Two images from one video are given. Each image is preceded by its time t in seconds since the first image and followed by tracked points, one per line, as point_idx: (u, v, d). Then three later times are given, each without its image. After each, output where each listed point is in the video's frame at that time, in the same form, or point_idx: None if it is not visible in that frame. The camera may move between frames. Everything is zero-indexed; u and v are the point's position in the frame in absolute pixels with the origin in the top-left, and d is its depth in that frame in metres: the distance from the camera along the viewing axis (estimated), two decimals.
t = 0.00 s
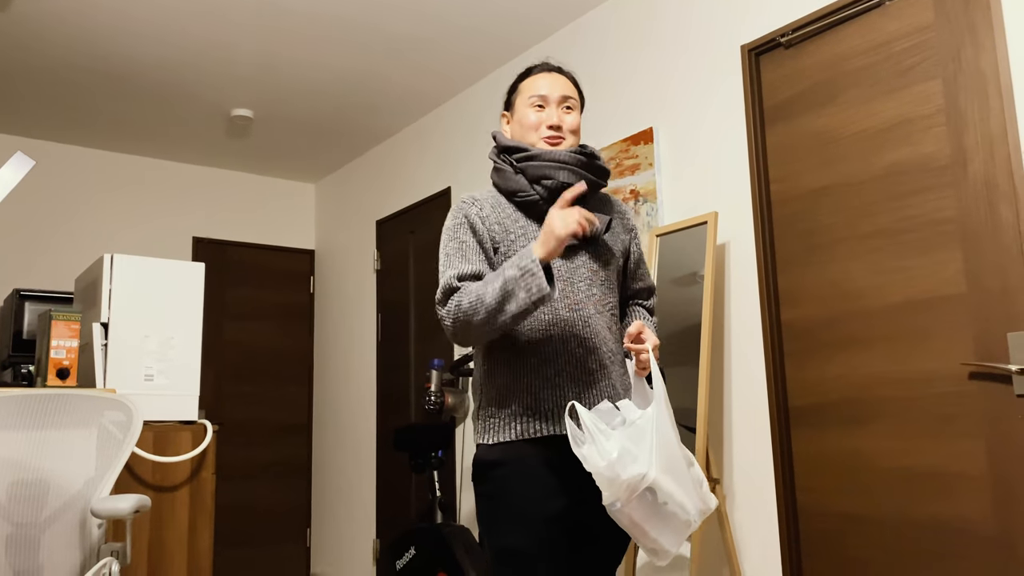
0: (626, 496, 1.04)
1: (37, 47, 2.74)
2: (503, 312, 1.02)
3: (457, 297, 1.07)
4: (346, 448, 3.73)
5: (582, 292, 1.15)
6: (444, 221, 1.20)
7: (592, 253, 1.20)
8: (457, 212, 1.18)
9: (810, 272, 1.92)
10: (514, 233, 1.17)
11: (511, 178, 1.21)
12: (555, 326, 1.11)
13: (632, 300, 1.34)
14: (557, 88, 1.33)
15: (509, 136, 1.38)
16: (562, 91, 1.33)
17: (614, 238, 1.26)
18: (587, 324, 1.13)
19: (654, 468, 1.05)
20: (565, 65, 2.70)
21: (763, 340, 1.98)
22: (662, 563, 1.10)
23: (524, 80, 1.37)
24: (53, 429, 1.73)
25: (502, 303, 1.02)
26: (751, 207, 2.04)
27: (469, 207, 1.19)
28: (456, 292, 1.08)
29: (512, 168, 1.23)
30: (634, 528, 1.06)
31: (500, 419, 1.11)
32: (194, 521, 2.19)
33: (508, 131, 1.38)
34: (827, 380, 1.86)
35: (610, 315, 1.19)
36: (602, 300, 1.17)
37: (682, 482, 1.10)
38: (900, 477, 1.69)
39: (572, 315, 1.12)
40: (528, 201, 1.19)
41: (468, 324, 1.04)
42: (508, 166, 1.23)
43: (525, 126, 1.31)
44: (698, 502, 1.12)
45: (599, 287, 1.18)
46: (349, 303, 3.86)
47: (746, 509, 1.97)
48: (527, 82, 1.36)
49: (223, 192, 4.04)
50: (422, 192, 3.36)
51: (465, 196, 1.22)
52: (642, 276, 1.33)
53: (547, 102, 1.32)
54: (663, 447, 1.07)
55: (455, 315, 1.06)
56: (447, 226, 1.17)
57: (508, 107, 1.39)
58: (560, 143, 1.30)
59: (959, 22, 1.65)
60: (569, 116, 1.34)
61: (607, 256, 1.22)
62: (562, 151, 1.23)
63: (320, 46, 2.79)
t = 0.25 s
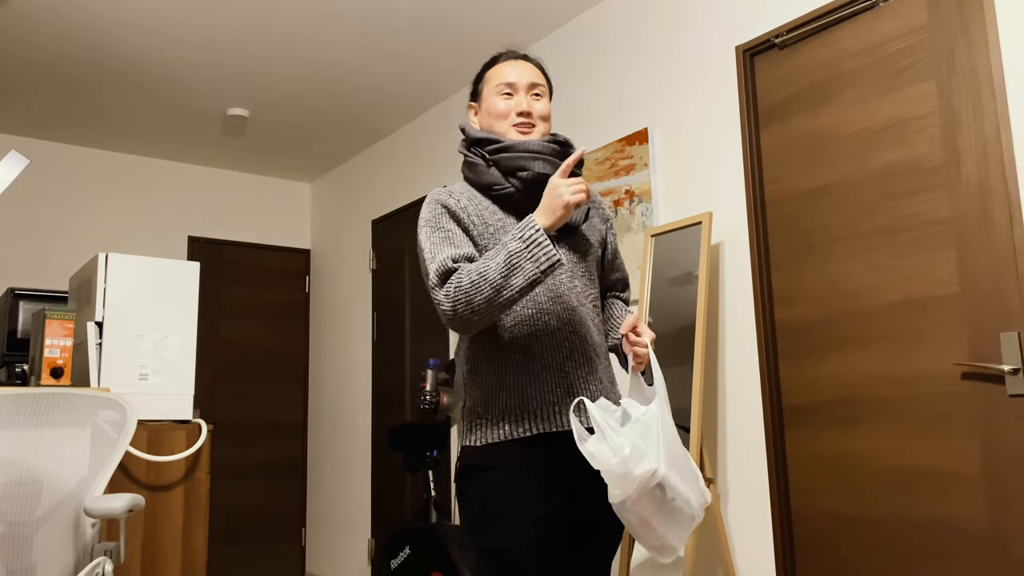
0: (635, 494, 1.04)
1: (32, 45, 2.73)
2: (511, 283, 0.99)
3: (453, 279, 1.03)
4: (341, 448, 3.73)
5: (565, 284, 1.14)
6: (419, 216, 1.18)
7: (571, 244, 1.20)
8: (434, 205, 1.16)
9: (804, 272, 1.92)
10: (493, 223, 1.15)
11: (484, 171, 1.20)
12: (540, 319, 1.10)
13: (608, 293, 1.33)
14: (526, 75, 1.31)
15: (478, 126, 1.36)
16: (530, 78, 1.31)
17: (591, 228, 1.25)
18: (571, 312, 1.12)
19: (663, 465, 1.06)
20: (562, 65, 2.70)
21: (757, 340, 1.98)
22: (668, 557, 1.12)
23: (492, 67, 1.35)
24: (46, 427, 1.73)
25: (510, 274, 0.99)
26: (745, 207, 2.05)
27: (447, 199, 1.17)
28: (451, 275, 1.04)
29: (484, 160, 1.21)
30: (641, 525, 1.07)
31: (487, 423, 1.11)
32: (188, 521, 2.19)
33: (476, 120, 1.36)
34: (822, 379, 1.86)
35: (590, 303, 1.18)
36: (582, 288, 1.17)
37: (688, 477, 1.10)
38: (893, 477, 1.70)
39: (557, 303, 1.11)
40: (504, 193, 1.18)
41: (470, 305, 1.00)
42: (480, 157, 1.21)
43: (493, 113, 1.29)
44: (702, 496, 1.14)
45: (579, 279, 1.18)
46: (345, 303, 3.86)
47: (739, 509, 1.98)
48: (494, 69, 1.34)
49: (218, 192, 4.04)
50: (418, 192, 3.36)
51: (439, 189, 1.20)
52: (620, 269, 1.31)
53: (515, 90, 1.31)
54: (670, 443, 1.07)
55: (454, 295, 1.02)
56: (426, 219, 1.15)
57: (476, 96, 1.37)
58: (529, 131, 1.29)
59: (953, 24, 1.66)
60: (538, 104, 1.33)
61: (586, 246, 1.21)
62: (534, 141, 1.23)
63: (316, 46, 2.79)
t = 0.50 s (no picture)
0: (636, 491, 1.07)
1: (30, 47, 2.74)
2: (477, 351, 1.02)
3: (421, 314, 1.06)
4: (339, 450, 3.73)
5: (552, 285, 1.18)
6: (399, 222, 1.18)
7: (556, 244, 1.23)
8: (412, 213, 1.16)
9: (799, 275, 1.93)
10: (477, 228, 1.16)
11: (468, 173, 1.20)
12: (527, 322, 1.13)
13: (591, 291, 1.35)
14: (507, 72, 1.31)
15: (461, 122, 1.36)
16: (512, 75, 1.31)
17: (574, 227, 1.28)
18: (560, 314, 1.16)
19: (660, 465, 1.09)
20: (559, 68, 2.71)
21: (753, 342, 1.99)
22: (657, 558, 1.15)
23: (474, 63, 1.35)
24: (47, 428, 1.73)
25: (477, 342, 1.02)
26: (741, 210, 2.06)
27: (425, 206, 1.17)
28: (419, 307, 1.07)
29: (467, 161, 1.22)
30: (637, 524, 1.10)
31: (478, 426, 1.11)
32: (185, 522, 2.19)
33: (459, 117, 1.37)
34: (817, 381, 1.87)
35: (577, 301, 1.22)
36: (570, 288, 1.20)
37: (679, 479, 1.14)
38: (888, 478, 1.70)
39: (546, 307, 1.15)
40: (489, 196, 1.19)
41: (436, 347, 1.04)
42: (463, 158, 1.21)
43: (474, 112, 1.30)
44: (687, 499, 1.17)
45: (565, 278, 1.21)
46: (343, 304, 3.86)
47: (735, 510, 1.98)
48: (476, 65, 1.34)
49: (216, 194, 4.04)
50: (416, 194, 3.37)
51: (419, 195, 1.20)
52: (603, 265, 1.35)
53: (495, 88, 1.31)
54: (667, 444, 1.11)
55: (421, 331, 1.05)
56: (403, 228, 1.15)
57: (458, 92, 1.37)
58: (511, 131, 1.29)
59: (947, 27, 1.67)
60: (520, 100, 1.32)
61: (570, 246, 1.24)
62: (520, 141, 1.22)
63: (314, 48, 2.80)
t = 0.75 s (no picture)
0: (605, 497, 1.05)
1: (28, 50, 2.73)
2: (446, 380, 1.07)
3: (394, 329, 1.09)
4: (338, 454, 3.72)
5: (539, 289, 1.17)
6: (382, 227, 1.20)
7: (545, 247, 1.22)
8: (394, 218, 1.18)
9: (800, 278, 1.93)
10: (458, 233, 1.17)
11: (452, 176, 1.21)
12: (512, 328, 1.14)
13: (587, 290, 1.35)
14: (496, 74, 1.29)
15: (450, 121, 1.36)
16: (501, 76, 1.30)
17: (567, 228, 1.26)
18: (546, 321, 1.16)
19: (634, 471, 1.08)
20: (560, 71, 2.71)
21: (754, 345, 1.98)
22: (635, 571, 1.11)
23: (464, 60, 1.33)
24: (45, 433, 1.72)
25: (446, 372, 1.06)
26: (742, 213, 2.05)
27: (407, 211, 1.18)
28: (392, 321, 1.10)
29: (451, 164, 1.22)
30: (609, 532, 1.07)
31: (463, 435, 1.12)
32: (184, 528, 2.18)
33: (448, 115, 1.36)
34: (818, 384, 1.87)
35: (568, 305, 1.21)
36: (558, 292, 1.20)
37: (658, 488, 1.12)
38: (889, 481, 1.70)
39: (530, 313, 1.15)
40: (472, 201, 1.19)
41: (407, 363, 1.09)
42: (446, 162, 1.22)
43: (461, 114, 1.29)
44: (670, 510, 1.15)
45: (553, 281, 1.20)
46: (342, 308, 3.85)
47: (736, 514, 1.98)
48: (465, 63, 1.32)
49: (215, 197, 4.04)
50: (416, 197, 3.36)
51: (402, 199, 1.21)
52: (599, 264, 1.34)
53: (484, 90, 1.29)
54: (644, 452, 1.10)
55: (393, 346, 1.09)
56: (383, 233, 1.17)
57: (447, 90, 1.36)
58: (499, 134, 1.29)
59: (948, 29, 1.66)
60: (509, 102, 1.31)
61: (560, 247, 1.23)
62: (504, 143, 1.21)
63: (312, 50, 2.79)
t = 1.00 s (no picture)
0: (565, 504, 1.01)
1: (31, 58, 2.75)
2: (453, 390, 1.07)
3: (403, 334, 1.10)
4: (343, 457, 3.73)
5: (532, 291, 1.17)
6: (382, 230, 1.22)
7: (540, 249, 1.22)
8: (392, 222, 1.20)
9: (803, 278, 1.93)
10: (452, 237, 1.18)
11: (444, 180, 1.22)
12: (505, 331, 1.14)
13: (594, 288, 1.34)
14: (494, 80, 1.29)
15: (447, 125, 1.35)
16: (498, 82, 1.29)
17: (564, 229, 1.26)
18: (539, 324, 1.16)
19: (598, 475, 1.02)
20: (561, 74, 2.71)
21: (757, 346, 1.99)
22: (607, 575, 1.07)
23: (461, 65, 1.33)
24: (51, 439, 1.73)
25: (454, 381, 1.07)
26: (744, 214, 2.06)
27: (404, 215, 1.20)
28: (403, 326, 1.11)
29: (443, 168, 1.23)
30: (574, 537, 1.03)
31: (460, 439, 1.14)
32: (190, 532, 2.19)
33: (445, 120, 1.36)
34: (821, 384, 1.86)
35: (564, 307, 1.21)
36: (553, 294, 1.20)
37: (631, 491, 1.06)
38: (894, 481, 1.70)
39: (523, 316, 1.15)
40: (464, 205, 1.20)
41: (416, 369, 1.09)
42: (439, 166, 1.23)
43: (458, 119, 1.29)
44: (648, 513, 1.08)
45: (548, 283, 1.20)
46: (345, 312, 3.86)
47: (740, 514, 1.98)
48: (462, 68, 1.32)
49: (218, 203, 4.05)
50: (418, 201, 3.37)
51: (399, 203, 1.23)
52: (604, 262, 1.34)
53: (481, 95, 1.29)
54: (610, 454, 1.03)
55: (401, 350, 1.10)
56: (382, 237, 1.19)
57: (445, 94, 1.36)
58: (495, 140, 1.29)
59: (948, 28, 1.66)
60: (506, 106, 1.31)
61: (557, 249, 1.23)
62: (493, 146, 1.22)
63: (314, 56, 2.80)
